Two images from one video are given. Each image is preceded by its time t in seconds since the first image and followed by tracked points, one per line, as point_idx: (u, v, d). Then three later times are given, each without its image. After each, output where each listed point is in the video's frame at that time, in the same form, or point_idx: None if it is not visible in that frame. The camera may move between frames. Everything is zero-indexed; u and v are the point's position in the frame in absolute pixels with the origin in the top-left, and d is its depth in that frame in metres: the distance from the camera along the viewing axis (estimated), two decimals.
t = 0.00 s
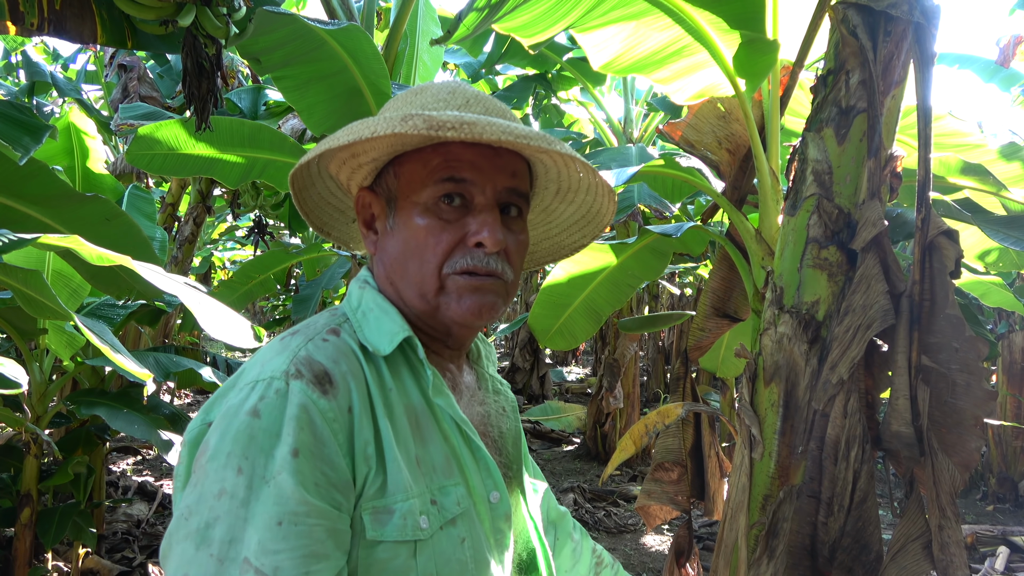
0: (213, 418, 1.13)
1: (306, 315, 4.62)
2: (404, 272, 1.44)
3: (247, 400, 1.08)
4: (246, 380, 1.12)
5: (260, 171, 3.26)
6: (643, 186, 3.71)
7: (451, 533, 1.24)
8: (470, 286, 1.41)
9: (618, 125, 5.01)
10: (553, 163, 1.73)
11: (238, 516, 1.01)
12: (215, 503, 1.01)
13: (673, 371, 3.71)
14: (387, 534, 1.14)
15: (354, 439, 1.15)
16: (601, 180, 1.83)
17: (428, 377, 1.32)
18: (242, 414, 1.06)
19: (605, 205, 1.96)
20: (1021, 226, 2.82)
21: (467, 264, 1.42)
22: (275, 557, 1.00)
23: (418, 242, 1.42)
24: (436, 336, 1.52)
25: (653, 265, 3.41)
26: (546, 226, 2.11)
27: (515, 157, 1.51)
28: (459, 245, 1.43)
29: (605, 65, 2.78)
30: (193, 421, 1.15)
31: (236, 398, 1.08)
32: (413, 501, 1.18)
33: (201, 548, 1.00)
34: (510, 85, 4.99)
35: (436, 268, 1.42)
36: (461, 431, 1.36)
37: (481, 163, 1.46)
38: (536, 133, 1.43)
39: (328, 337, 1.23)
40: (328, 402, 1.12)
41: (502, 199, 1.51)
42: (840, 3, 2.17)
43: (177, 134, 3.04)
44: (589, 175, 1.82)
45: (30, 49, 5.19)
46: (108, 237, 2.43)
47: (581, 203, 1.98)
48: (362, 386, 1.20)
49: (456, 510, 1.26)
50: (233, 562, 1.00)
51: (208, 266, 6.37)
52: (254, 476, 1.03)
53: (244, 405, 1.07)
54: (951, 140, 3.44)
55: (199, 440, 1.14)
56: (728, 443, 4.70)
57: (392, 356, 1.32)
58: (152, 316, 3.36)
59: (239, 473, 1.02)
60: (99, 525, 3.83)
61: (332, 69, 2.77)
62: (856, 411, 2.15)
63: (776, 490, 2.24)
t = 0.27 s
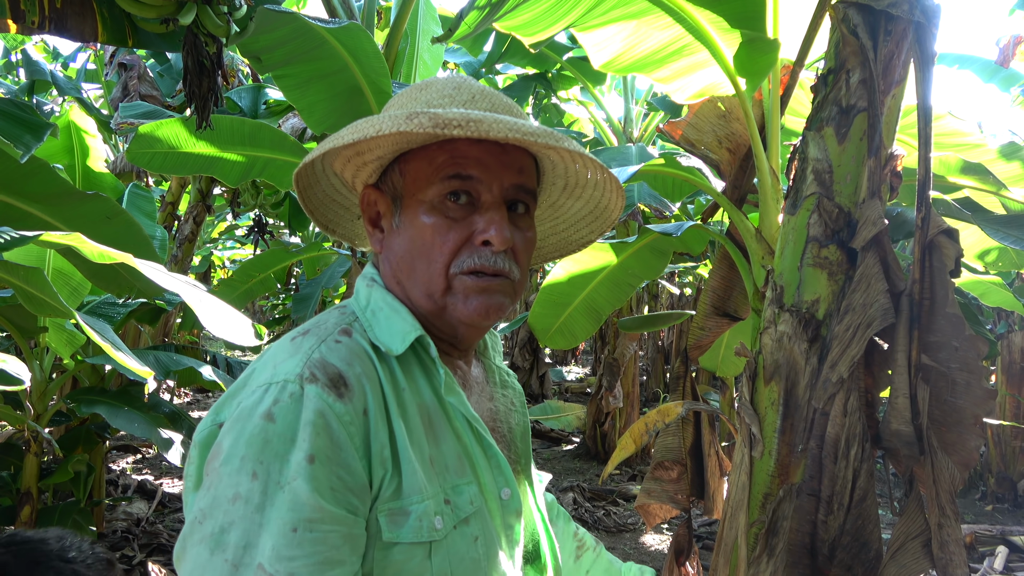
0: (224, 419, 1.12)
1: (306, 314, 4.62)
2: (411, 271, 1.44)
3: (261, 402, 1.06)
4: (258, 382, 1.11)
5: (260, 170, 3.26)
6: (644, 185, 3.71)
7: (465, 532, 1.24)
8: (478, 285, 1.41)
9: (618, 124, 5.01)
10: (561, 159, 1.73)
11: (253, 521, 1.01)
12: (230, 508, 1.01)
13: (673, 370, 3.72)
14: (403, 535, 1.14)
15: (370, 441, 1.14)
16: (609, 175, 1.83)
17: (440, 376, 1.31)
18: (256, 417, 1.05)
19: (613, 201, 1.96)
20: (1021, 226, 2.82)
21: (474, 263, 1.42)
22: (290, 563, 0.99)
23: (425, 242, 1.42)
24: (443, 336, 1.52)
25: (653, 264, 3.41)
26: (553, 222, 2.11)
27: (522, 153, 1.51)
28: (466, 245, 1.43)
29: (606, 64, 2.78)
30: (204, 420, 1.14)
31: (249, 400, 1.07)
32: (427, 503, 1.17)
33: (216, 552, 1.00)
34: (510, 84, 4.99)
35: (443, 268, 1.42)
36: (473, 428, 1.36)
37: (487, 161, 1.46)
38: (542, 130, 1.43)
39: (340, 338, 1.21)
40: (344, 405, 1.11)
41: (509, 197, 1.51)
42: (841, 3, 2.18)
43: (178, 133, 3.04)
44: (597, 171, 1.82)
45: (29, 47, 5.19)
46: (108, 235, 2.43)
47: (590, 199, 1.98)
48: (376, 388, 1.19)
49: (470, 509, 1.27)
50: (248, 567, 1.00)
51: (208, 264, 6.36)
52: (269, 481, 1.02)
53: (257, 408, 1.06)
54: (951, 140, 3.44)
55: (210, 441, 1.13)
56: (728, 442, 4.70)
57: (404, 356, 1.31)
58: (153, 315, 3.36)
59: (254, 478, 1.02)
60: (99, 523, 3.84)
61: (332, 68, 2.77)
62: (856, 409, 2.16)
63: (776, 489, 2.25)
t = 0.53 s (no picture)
0: (236, 437, 1.12)
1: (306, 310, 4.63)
2: (422, 279, 1.44)
3: (275, 426, 1.06)
4: (270, 402, 1.10)
5: (262, 166, 3.25)
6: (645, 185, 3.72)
7: (479, 541, 1.27)
8: (490, 298, 1.42)
9: (620, 124, 5.01)
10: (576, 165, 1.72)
11: (277, 549, 1.01)
12: (252, 536, 1.01)
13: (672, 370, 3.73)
14: (423, 551, 1.16)
15: (388, 460, 1.15)
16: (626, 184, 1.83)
17: (451, 387, 1.32)
18: (272, 442, 1.04)
19: (628, 206, 1.96)
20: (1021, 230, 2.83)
21: (487, 275, 1.42)
22: None
23: (438, 250, 1.42)
24: (450, 339, 1.53)
25: (654, 264, 3.42)
26: (565, 221, 2.11)
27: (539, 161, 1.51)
28: (480, 255, 1.43)
29: (609, 64, 2.79)
30: (213, 438, 1.14)
31: (263, 423, 1.07)
32: (445, 517, 1.20)
33: None
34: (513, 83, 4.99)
35: (454, 278, 1.42)
36: (482, 437, 1.38)
37: (504, 169, 1.45)
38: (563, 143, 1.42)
39: (352, 353, 1.20)
40: (361, 426, 1.11)
41: (524, 206, 1.51)
42: (845, 5, 2.18)
43: (180, 127, 3.05)
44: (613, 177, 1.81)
45: (30, 39, 5.18)
46: (109, 229, 2.42)
47: (604, 202, 1.98)
48: (390, 403, 1.19)
49: (484, 519, 1.30)
50: None
51: (207, 259, 6.37)
52: (290, 507, 1.03)
53: (273, 432, 1.05)
54: (952, 143, 3.45)
55: (223, 460, 1.13)
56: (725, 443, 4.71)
57: (416, 369, 1.31)
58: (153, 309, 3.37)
59: (275, 505, 1.02)
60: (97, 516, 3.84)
61: (336, 64, 2.76)
62: (855, 411, 2.16)
63: (773, 489, 2.25)
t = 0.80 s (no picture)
0: (242, 456, 1.12)
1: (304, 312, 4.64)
2: (420, 289, 1.45)
3: (286, 446, 1.06)
4: (277, 421, 1.10)
5: (259, 168, 3.26)
6: (642, 184, 3.73)
7: (486, 547, 1.29)
8: (488, 314, 1.44)
9: (617, 124, 5.02)
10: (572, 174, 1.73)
11: (298, 568, 1.01)
12: (272, 556, 1.01)
13: (671, 369, 3.74)
14: (435, 561, 1.18)
15: (397, 473, 1.16)
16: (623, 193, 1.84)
17: (452, 397, 1.33)
18: (284, 462, 1.05)
19: (622, 212, 1.97)
20: (1017, 226, 2.84)
21: (487, 287, 1.43)
22: None
23: (437, 263, 1.43)
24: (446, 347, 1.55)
25: (652, 263, 3.43)
26: (559, 225, 2.12)
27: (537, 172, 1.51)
28: (480, 267, 1.44)
29: (605, 64, 2.79)
30: (218, 458, 1.13)
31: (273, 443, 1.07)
32: (456, 527, 1.21)
33: None
34: (509, 83, 5.00)
35: (454, 291, 1.43)
36: (483, 445, 1.39)
37: (504, 181, 1.46)
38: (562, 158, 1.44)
39: (355, 367, 1.20)
40: (369, 442, 1.12)
41: (522, 218, 1.51)
42: (840, 4, 2.19)
43: (177, 130, 3.05)
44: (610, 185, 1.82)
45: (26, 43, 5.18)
46: (108, 233, 2.42)
47: (598, 208, 1.99)
48: (395, 416, 1.20)
49: (490, 526, 1.32)
50: None
51: (206, 261, 6.36)
52: (308, 526, 1.03)
53: (284, 452, 1.06)
54: (948, 140, 3.46)
55: (230, 479, 1.12)
56: (725, 441, 4.72)
57: (418, 382, 1.32)
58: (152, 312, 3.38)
59: (293, 525, 1.02)
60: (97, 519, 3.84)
61: (331, 65, 2.76)
62: (853, 408, 2.16)
63: (772, 486, 2.26)
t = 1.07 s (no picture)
0: (239, 444, 1.13)
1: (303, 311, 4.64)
2: (420, 284, 1.45)
3: (282, 433, 1.07)
4: (274, 409, 1.10)
5: (258, 167, 3.26)
6: (641, 183, 3.74)
7: (479, 540, 1.29)
8: (488, 305, 1.44)
9: (615, 123, 5.03)
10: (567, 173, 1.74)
11: (290, 552, 1.01)
12: (264, 540, 1.01)
13: (669, 368, 3.75)
14: (428, 552, 1.17)
15: (391, 462, 1.16)
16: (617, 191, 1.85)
17: (448, 391, 1.33)
18: (279, 447, 1.05)
19: (614, 212, 1.99)
20: (1014, 226, 2.85)
21: (486, 281, 1.44)
22: None
23: (437, 257, 1.43)
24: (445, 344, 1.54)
25: (649, 263, 3.43)
26: (551, 226, 2.13)
27: (535, 169, 1.53)
28: (479, 261, 1.44)
29: (604, 63, 2.80)
30: (215, 446, 1.15)
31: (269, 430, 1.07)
32: (448, 518, 1.21)
33: None
34: (508, 82, 5.00)
35: (454, 284, 1.43)
36: (478, 440, 1.39)
37: (502, 177, 1.47)
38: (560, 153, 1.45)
39: (353, 358, 1.21)
40: (365, 430, 1.12)
41: (520, 214, 1.52)
42: (837, 4, 2.20)
43: (176, 129, 3.05)
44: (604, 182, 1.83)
45: (24, 41, 5.17)
46: (107, 231, 2.42)
47: (591, 208, 2.00)
48: (391, 407, 1.20)
49: (483, 519, 1.31)
50: None
51: (204, 260, 6.36)
52: (301, 511, 1.03)
53: (280, 438, 1.06)
54: (946, 140, 3.46)
55: (226, 467, 1.13)
56: (723, 439, 4.73)
57: (414, 374, 1.32)
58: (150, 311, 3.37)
59: (286, 509, 1.02)
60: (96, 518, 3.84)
61: (331, 64, 2.77)
62: (850, 406, 2.16)
63: (770, 485, 2.27)
